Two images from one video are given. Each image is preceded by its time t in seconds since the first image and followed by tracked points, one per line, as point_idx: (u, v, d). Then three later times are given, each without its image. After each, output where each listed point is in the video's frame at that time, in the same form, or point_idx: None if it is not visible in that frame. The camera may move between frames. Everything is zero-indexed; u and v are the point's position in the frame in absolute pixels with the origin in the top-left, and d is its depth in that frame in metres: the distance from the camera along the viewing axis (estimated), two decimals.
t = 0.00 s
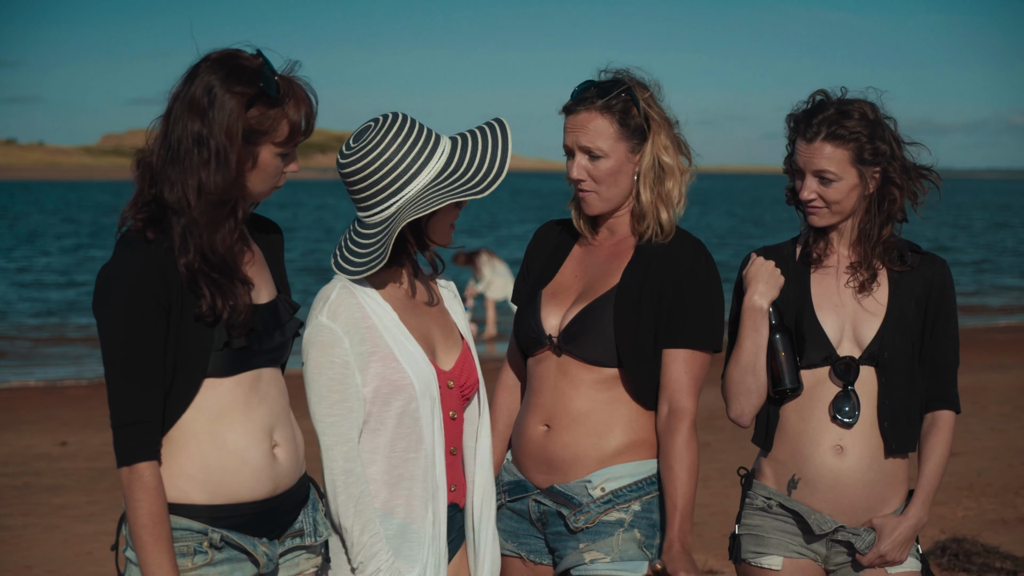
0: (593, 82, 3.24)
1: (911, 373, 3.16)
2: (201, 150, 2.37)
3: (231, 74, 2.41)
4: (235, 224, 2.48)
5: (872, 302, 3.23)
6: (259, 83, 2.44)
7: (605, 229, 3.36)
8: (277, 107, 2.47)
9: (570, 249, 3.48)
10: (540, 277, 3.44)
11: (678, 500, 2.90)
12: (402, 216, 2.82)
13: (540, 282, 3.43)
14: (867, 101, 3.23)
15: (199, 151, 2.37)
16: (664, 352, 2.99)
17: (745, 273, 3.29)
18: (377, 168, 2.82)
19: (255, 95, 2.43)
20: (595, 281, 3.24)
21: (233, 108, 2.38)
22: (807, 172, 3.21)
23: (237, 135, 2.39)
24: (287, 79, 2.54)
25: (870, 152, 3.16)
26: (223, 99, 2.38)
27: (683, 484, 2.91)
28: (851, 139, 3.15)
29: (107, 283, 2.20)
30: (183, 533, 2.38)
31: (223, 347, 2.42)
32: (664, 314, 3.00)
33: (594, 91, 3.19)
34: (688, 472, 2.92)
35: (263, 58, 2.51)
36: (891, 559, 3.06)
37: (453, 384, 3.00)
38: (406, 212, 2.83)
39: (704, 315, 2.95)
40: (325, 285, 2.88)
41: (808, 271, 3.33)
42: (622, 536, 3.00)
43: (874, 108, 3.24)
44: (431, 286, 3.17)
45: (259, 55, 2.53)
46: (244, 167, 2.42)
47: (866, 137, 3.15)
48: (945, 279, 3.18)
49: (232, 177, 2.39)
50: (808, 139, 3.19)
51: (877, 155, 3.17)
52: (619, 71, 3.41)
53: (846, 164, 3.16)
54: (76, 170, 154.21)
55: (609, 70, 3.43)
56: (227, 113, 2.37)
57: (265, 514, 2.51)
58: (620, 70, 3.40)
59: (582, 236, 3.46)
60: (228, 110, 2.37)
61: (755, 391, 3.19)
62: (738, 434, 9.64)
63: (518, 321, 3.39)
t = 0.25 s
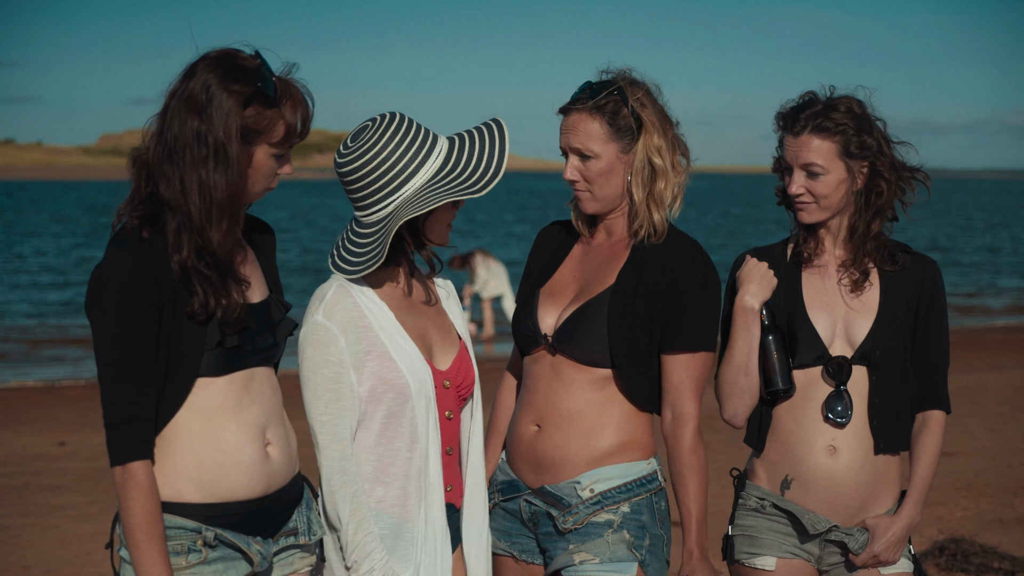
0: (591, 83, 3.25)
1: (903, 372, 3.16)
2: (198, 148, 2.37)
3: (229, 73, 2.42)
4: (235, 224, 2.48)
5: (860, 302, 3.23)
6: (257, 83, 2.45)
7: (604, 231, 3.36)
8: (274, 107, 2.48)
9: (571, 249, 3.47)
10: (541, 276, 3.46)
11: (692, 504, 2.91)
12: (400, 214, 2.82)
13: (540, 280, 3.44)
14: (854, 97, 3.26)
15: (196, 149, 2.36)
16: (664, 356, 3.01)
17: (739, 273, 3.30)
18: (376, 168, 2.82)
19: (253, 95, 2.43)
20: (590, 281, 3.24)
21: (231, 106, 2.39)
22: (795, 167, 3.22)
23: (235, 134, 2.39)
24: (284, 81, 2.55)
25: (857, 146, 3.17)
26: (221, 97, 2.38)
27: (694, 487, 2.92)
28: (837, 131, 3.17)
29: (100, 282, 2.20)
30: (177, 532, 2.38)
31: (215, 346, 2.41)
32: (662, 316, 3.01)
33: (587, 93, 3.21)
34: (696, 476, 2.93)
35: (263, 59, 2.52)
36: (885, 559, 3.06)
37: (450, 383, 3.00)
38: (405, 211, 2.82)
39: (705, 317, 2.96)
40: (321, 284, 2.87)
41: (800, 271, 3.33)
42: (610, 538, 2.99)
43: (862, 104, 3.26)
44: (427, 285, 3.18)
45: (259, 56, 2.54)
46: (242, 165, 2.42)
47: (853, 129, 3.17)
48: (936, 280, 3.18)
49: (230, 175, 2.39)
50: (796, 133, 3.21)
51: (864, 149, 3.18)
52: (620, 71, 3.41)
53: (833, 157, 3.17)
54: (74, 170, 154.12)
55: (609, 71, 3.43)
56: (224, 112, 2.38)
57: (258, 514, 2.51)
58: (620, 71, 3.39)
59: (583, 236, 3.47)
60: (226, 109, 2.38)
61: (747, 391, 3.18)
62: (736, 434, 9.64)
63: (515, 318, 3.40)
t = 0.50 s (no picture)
0: (588, 83, 3.26)
1: (900, 372, 3.15)
2: (208, 144, 2.36)
3: (240, 71, 2.42)
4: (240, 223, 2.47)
5: (858, 302, 3.23)
6: (267, 83, 2.45)
7: (602, 232, 3.36)
8: (282, 109, 2.48)
9: (566, 252, 3.46)
10: (537, 277, 3.45)
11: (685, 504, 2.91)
12: (399, 213, 2.81)
13: (536, 281, 3.43)
14: (844, 93, 3.31)
15: (206, 144, 2.36)
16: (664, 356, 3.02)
17: (736, 274, 3.30)
18: (374, 168, 2.81)
19: (262, 94, 2.44)
20: (588, 282, 3.23)
21: (241, 104, 2.39)
22: (785, 160, 3.26)
23: (244, 131, 2.39)
24: (294, 86, 2.56)
25: (843, 136, 3.21)
26: (230, 95, 2.38)
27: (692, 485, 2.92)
28: (823, 121, 3.20)
29: (97, 277, 2.19)
30: (170, 531, 2.37)
31: (209, 346, 2.40)
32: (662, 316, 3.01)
33: (584, 92, 3.21)
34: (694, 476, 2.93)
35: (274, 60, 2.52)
36: (884, 559, 3.05)
37: (449, 383, 2.99)
38: (404, 211, 2.82)
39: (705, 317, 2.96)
40: (320, 285, 2.86)
41: (797, 270, 3.33)
42: (612, 537, 2.99)
43: (851, 99, 3.30)
44: (425, 286, 3.17)
45: (269, 57, 2.54)
46: (252, 163, 2.42)
47: (839, 119, 3.20)
48: (932, 280, 3.17)
49: (238, 173, 2.39)
50: (783, 126, 3.26)
51: (851, 140, 3.21)
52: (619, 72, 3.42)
53: (821, 148, 3.20)
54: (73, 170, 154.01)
55: (607, 72, 3.43)
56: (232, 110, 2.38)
57: (251, 513, 2.50)
58: (618, 71, 3.39)
59: (580, 238, 3.45)
60: (236, 106, 2.38)
61: (747, 391, 3.17)
62: (734, 434, 9.65)
63: (513, 320, 3.39)
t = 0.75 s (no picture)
0: (581, 82, 3.25)
1: (900, 373, 3.14)
2: (216, 144, 2.36)
3: (244, 73, 2.43)
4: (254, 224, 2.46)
5: (858, 303, 3.21)
6: (270, 86, 2.46)
7: (599, 231, 3.34)
8: (284, 113, 2.50)
9: (563, 254, 3.44)
10: (536, 278, 3.43)
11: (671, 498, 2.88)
12: (396, 213, 2.80)
13: (534, 283, 3.42)
14: (844, 94, 3.30)
15: (214, 144, 2.36)
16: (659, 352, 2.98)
17: (736, 275, 3.31)
18: (369, 167, 2.80)
19: (266, 98, 2.45)
20: (586, 283, 3.22)
21: (246, 106, 2.40)
22: (783, 160, 3.25)
23: (251, 133, 2.40)
24: (296, 90, 2.58)
25: (841, 136, 3.20)
26: (234, 97, 2.39)
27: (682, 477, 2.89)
28: (821, 121, 3.20)
29: (93, 277, 2.18)
30: (166, 533, 2.36)
31: (203, 348, 2.38)
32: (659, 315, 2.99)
33: (578, 90, 3.20)
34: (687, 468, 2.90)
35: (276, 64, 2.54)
36: (883, 560, 3.04)
37: (447, 383, 2.98)
38: (400, 211, 2.81)
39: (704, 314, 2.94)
40: (315, 287, 2.85)
41: (796, 270, 3.32)
42: (611, 537, 2.99)
43: (850, 100, 3.29)
44: (422, 286, 3.15)
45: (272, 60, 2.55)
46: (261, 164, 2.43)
47: (837, 118, 3.20)
48: (932, 279, 3.16)
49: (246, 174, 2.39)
50: (781, 127, 3.26)
51: (849, 140, 3.20)
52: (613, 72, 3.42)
53: (820, 148, 3.19)
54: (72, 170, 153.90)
55: (600, 71, 3.43)
56: (237, 113, 2.38)
57: (249, 514, 2.48)
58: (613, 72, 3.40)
59: (577, 239, 3.43)
60: (243, 108, 2.39)
61: (748, 392, 3.17)
62: (734, 434, 9.64)
63: (512, 321, 3.38)
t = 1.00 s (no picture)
0: (573, 83, 3.23)
1: (901, 373, 3.13)
2: (205, 144, 2.34)
3: (236, 73, 2.41)
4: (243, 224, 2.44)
5: (859, 303, 3.19)
6: (262, 86, 2.44)
7: (594, 232, 3.32)
8: (277, 112, 2.48)
9: (562, 256, 3.43)
10: (536, 279, 3.42)
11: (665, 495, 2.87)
12: (392, 211, 2.78)
13: (534, 284, 3.41)
14: (845, 95, 3.28)
15: (203, 145, 2.34)
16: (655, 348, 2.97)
17: (738, 276, 3.30)
18: (363, 167, 2.79)
19: (258, 97, 2.43)
20: (583, 283, 3.20)
21: (237, 106, 2.38)
22: (784, 161, 3.24)
23: (241, 132, 2.38)
24: (289, 89, 2.55)
25: (842, 138, 3.18)
26: (226, 97, 2.37)
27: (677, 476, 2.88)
28: (822, 122, 3.19)
29: (85, 279, 2.17)
30: (164, 533, 2.34)
31: (198, 347, 2.36)
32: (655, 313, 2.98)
33: (570, 91, 3.19)
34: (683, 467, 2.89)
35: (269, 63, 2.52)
36: (883, 560, 3.02)
37: (445, 383, 2.96)
38: (396, 208, 2.79)
39: (700, 311, 2.92)
40: (312, 289, 2.84)
41: (798, 271, 3.31)
42: (609, 538, 2.98)
43: (851, 102, 3.28)
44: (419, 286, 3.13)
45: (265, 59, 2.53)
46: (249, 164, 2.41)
47: (839, 120, 3.19)
48: (933, 280, 3.15)
49: (234, 174, 2.37)
50: (783, 128, 3.25)
51: (851, 141, 3.19)
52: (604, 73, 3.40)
53: (821, 150, 3.18)
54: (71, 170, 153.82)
55: (591, 72, 3.41)
56: (228, 112, 2.36)
57: (247, 514, 2.47)
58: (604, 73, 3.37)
59: (576, 241, 3.42)
60: (233, 108, 2.37)
61: (748, 392, 3.17)
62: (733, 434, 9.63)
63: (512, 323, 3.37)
